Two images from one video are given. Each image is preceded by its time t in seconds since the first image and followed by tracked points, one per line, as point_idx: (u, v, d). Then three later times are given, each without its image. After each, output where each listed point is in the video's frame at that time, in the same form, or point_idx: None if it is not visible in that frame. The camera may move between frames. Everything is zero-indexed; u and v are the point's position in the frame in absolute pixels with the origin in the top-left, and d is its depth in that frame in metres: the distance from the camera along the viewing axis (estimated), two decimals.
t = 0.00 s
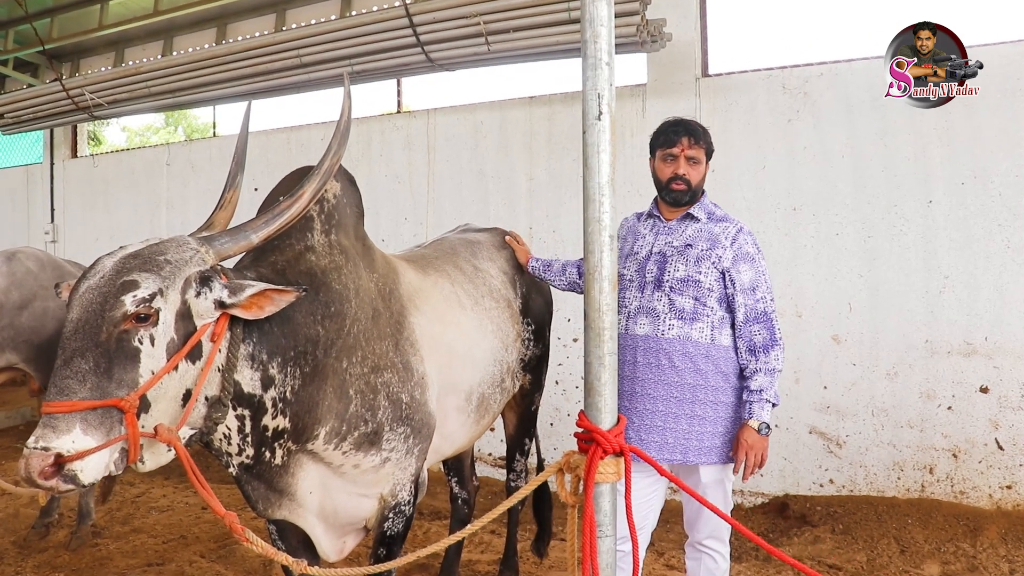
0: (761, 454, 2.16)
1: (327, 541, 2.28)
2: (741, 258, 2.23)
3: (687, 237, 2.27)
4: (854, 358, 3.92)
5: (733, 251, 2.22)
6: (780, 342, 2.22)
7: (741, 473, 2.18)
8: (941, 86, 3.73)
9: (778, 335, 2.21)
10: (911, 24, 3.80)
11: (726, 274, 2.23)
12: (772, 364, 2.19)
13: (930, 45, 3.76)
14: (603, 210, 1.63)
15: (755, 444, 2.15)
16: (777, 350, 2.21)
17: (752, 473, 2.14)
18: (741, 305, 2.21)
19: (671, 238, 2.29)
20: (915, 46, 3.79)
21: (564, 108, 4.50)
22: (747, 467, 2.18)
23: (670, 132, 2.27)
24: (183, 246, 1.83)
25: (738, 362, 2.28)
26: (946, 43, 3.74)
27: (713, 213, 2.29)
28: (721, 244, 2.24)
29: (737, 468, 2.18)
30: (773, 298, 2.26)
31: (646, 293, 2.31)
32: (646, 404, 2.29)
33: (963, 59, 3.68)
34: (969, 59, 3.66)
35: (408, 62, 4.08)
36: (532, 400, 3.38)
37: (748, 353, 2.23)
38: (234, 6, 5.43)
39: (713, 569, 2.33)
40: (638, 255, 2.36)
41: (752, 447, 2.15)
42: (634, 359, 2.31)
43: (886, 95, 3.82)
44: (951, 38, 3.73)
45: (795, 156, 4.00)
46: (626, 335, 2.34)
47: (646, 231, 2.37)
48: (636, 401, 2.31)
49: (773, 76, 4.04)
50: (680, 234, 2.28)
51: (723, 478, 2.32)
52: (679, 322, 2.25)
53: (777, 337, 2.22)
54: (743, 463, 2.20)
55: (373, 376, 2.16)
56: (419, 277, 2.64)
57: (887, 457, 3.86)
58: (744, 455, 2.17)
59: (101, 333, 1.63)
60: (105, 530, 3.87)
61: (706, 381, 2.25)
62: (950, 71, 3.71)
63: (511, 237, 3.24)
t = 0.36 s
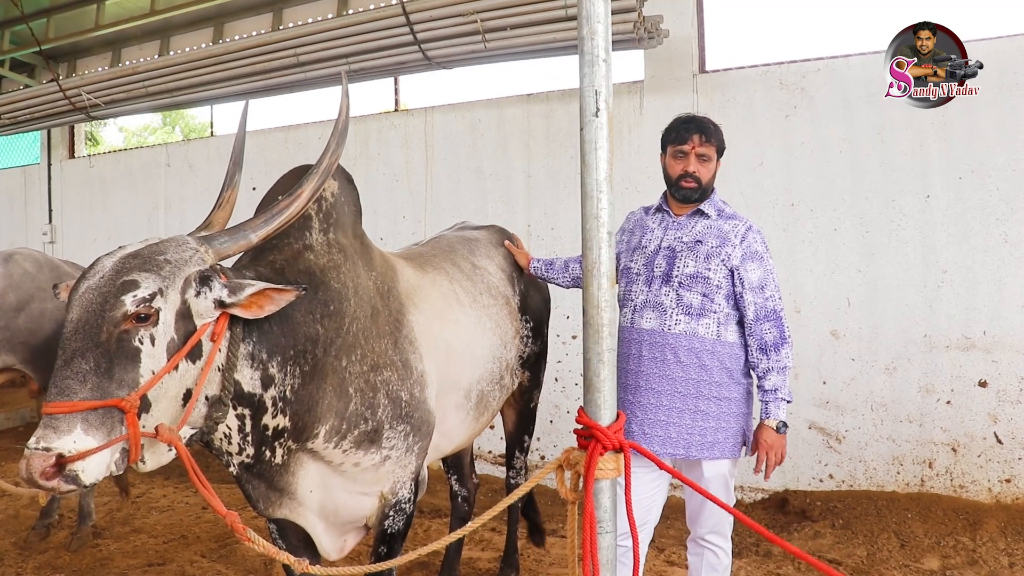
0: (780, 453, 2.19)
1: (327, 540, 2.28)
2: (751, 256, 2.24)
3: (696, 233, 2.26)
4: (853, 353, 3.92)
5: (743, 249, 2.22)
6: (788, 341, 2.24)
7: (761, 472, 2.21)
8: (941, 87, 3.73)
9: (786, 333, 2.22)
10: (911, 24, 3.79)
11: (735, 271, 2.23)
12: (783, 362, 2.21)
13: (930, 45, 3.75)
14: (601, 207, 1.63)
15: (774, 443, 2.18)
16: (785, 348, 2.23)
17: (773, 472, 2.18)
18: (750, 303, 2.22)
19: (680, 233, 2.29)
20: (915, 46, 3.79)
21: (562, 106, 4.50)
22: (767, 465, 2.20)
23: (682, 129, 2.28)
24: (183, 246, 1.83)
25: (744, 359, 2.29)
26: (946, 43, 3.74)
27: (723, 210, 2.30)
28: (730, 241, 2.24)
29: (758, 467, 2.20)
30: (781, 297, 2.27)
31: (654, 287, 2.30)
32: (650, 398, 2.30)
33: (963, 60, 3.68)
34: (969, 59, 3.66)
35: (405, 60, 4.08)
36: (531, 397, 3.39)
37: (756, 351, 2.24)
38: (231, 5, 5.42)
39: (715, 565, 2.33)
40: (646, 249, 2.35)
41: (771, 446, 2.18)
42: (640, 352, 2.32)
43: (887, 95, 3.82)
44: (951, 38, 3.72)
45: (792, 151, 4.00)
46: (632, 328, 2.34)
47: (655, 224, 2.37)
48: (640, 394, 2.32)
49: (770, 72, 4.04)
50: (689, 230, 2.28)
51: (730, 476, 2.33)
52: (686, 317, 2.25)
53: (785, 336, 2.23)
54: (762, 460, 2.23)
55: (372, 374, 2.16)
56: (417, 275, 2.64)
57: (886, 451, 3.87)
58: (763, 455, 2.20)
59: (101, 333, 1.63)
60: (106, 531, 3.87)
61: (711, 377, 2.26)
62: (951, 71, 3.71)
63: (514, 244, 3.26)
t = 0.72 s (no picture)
0: (776, 462, 2.18)
1: (325, 539, 2.29)
2: (759, 267, 2.24)
3: (707, 240, 2.27)
4: (852, 355, 3.93)
5: (752, 260, 2.22)
6: (792, 352, 2.24)
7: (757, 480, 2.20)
8: (941, 87, 3.74)
9: (790, 346, 2.22)
10: (911, 24, 3.80)
11: (743, 282, 2.23)
12: (785, 374, 2.21)
13: (930, 45, 3.77)
14: (601, 208, 1.64)
15: (771, 454, 2.17)
16: (788, 360, 2.23)
17: (768, 481, 2.17)
18: (755, 314, 2.22)
19: (691, 238, 2.29)
20: (915, 46, 3.80)
21: (562, 106, 4.51)
22: (763, 473, 2.20)
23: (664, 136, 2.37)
24: (184, 245, 1.84)
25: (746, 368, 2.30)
26: (946, 42, 3.75)
27: (736, 217, 2.29)
28: (740, 251, 2.24)
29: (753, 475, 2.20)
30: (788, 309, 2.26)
31: (661, 290, 2.32)
32: (648, 399, 2.32)
33: (963, 59, 3.69)
34: (969, 59, 3.68)
35: (406, 60, 4.08)
36: (530, 398, 3.39)
37: (759, 361, 2.24)
38: (232, 4, 5.42)
39: (713, 565, 2.34)
40: (657, 250, 2.36)
41: (768, 456, 2.17)
42: (642, 354, 2.33)
43: (886, 95, 3.83)
44: (951, 38, 3.73)
45: (791, 153, 4.01)
46: (636, 330, 2.36)
47: (667, 226, 2.37)
48: (639, 395, 2.34)
49: (770, 73, 4.05)
50: (701, 235, 2.28)
51: (729, 477, 2.34)
52: (689, 323, 2.26)
53: (789, 348, 2.23)
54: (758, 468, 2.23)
55: (372, 374, 2.17)
56: (416, 274, 2.65)
57: (884, 453, 3.88)
58: (760, 464, 2.19)
59: (101, 331, 1.64)
60: (104, 528, 3.88)
61: (711, 384, 2.27)
62: (951, 70, 3.72)
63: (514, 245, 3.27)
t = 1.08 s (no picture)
0: (774, 465, 2.13)
1: (330, 540, 2.29)
2: (761, 269, 2.22)
3: (710, 240, 2.27)
4: (857, 356, 3.92)
5: (754, 261, 2.21)
6: (794, 354, 2.21)
7: (754, 482, 2.16)
8: (941, 87, 3.73)
9: (791, 347, 2.20)
10: (911, 25, 3.80)
11: (743, 282, 2.22)
12: (785, 376, 2.19)
13: (930, 45, 3.76)
14: (605, 210, 1.64)
15: (768, 455, 2.12)
16: (789, 362, 2.20)
17: (765, 483, 2.12)
18: (755, 315, 2.21)
19: (695, 239, 2.30)
20: (915, 46, 3.79)
21: (566, 108, 4.51)
22: (761, 475, 2.15)
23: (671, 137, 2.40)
24: (189, 247, 1.84)
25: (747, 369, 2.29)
26: (946, 43, 3.74)
27: (740, 219, 2.29)
28: (741, 252, 2.23)
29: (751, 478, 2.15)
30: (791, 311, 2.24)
31: (662, 290, 2.33)
32: (646, 397, 2.34)
33: (963, 59, 3.69)
34: (969, 59, 3.67)
35: (410, 62, 4.09)
36: (534, 399, 3.39)
37: (759, 362, 2.22)
38: (236, 6, 5.44)
39: (717, 566, 2.33)
40: (662, 251, 2.37)
41: (765, 457, 2.12)
42: (641, 352, 2.36)
43: (886, 95, 3.83)
44: (951, 38, 3.73)
45: (795, 154, 4.00)
46: (637, 328, 2.38)
47: (674, 227, 2.39)
48: (638, 393, 2.37)
49: (774, 75, 4.04)
50: (704, 236, 2.29)
51: (728, 477, 2.33)
52: (687, 323, 2.27)
53: (791, 350, 2.21)
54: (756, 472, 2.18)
55: (376, 376, 2.17)
56: (421, 276, 2.65)
57: (889, 455, 3.87)
58: (757, 465, 2.14)
59: (107, 334, 1.64)
60: (109, 529, 3.89)
61: (709, 384, 2.27)
62: (950, 71, 3.71)
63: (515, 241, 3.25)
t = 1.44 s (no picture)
0: (770, 452, 2.17)
1: (331, 542, 2.29)
2: (739, 260, 2.26)
3: (688, 237, 2.33)
4: (857, 358, 3.92)
5: (730, 253, 2.25)
6: (778, 343, 2.23)
7: (753, 472, 2.20)
8: (941, 87, 3.73)
9: (775, 336, 2.21)
10: (911, 24, 3.81)
11: (722, 275, 2.26)
12: (771, 364, 2.21)
13: (930, 45, 3.76)
14: (606, 211, 1.64)
15: (762, 443, 2.16)
16: (774, 351, 2.22)
17: (762, 472, 2.16)
18: (736, 306, 2.24)
19: (674, 238, 2.36)
20: (915, 46, 3.80)
21: (566, 109, 4.51)
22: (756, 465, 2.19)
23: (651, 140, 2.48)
24: (190, 248, 1.84)
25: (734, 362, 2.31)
26: (946, 43, 3.75)
27: (717, 215, 2.34)
28: (719, 246, 2.28)
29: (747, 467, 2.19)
30: (772, 300, 2.26)
31: (645, 289, 2.39)
32: (633, 394, 2.38)
33: (963, 59, 3.69)
34: (969, 59, 3.67)
35: (410, 63, 4.09)
36: (536, 400, 3.39)
37: (744, 353, 2.24)
38: (237, 8, 5.44)
39: (713, 564, 2.33)
40: (644, 252, 2.44)
41: (759, 446, 2.17)
42: (627, 351, 2.40)
43: (886, 95, 3.83)
44: (951, 38, 3.73)
45: (796, 155, 4.01)
46: (622, 328, 2.43)
47: (655, 230, 2.46)
48: (626, 391, 2.40)
49: (774, 76, 4.05)
50: (683, 234, 2.35)
51: (719, 474, 2.34)
52: (669, 319, 2.31)
53: (775, 338, 2.22)
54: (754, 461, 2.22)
55: (377, 377, 2.17)
56: (422, 278, 2.65)
57: (890, 456, 3.87)
58: (752, 454, 2.19)
59: (108, 335, 1.64)
60: (110, 531, 3.89)
61: (694, 378, 2.30)
62: (951, 71, 3.72)
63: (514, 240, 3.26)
